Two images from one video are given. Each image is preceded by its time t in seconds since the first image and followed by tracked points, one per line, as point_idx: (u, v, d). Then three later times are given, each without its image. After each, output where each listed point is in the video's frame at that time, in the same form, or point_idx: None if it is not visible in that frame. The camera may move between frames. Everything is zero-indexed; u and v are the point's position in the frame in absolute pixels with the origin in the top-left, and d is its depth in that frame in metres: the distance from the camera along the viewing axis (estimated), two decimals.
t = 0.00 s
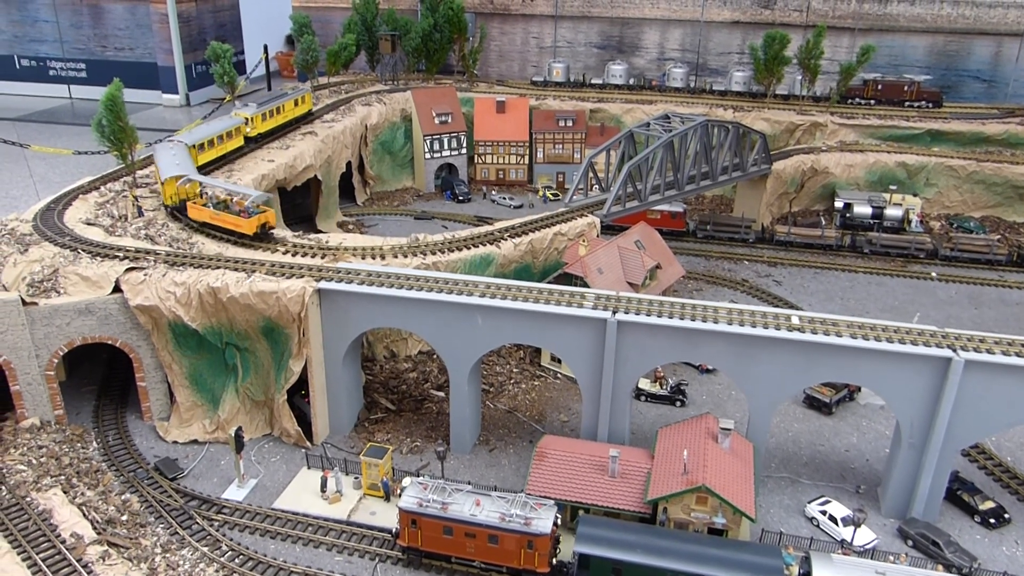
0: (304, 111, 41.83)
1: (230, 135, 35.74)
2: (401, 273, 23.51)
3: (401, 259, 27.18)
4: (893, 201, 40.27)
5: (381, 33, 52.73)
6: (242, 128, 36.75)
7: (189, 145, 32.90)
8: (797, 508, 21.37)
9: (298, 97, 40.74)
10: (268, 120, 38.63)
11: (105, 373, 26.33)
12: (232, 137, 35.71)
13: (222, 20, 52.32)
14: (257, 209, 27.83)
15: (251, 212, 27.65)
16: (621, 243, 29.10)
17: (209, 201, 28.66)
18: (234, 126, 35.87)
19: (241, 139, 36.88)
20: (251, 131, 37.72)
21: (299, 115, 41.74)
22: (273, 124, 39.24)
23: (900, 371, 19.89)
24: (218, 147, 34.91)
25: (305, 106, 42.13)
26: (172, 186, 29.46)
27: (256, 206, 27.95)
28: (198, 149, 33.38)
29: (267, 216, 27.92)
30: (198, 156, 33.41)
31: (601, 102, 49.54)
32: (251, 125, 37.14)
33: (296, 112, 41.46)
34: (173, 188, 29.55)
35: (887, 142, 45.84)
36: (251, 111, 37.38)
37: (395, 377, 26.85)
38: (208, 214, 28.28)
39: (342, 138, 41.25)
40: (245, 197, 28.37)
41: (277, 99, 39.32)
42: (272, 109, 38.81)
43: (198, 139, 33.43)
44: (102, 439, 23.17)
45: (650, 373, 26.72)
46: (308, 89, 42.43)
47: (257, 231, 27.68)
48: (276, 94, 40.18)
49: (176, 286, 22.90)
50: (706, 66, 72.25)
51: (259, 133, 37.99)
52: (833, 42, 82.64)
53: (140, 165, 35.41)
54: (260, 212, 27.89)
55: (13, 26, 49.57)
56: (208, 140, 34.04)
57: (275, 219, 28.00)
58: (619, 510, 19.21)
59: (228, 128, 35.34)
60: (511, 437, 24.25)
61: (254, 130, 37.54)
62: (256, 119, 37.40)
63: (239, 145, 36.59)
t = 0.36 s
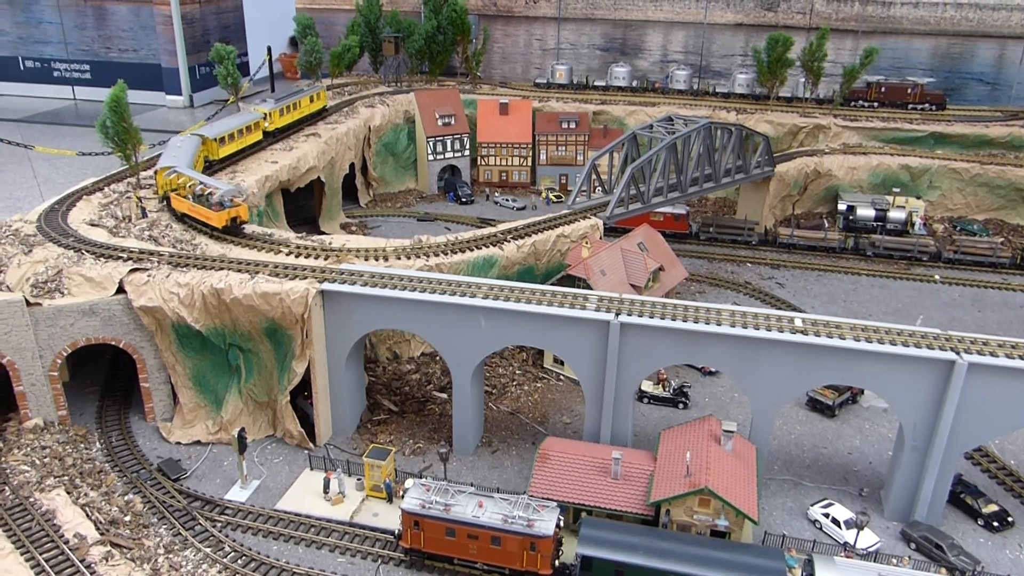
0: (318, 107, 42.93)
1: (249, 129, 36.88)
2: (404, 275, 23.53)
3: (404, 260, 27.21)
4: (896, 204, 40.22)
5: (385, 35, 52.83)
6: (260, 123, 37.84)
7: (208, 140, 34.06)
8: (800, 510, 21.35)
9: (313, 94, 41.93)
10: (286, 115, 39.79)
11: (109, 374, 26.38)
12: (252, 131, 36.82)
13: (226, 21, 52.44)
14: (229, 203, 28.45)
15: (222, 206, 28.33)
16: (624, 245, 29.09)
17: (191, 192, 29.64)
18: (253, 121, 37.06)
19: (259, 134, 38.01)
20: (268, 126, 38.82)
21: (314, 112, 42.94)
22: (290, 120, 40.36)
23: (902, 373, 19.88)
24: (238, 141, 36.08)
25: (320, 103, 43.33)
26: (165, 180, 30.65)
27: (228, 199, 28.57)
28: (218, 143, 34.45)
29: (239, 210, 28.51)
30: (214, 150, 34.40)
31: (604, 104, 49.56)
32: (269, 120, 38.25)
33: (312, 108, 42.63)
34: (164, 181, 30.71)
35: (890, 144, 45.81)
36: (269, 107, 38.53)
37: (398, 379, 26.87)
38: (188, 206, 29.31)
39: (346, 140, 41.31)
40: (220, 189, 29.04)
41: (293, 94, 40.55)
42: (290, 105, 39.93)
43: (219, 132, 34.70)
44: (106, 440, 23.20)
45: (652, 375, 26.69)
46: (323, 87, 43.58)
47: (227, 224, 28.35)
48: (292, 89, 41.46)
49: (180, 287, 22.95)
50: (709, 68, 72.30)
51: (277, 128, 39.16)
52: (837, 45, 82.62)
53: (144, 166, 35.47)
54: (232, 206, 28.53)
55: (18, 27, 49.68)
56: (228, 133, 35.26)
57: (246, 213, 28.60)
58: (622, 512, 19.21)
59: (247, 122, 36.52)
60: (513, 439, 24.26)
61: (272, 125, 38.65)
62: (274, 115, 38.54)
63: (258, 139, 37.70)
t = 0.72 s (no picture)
0: (331, 105, 44.22)
1: (266, 125, 38.36)
2: (406, 276, 23.56)
3: (406, 262, 27.26)
4: (898, 206, 40.18)
5: (387, 37, 52.91)
6: (277, 118, 39.31)
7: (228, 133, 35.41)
8: (802, 512, 21.34)
9: (327, 91, 43.23)
10: (301, 111, 41.19)
11: (111, 375, 26.42)
12: (269, 127, 38.34)
13: (228, 23, 52.53)
14: (206, 196, 29.07)
15: (200, 198, 28.95)
16: (626, 247, 29.15)
17: (178, 183, 30.42)
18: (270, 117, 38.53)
19: (276, 129, 39.46)
20: (285, 121, 40.07)
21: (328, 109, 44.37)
22: (304, 116, 41.73)
23: (904, 375, 19.88)
24: (255, 135, 37.52)
25: (332, 101, 44.67)
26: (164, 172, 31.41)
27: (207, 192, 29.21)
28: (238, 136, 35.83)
29: (215, 203, 29.16)
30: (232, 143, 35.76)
31: (606, 106, 49.61)
32: (286, 116, 39.74)
33: (324, 105, 44.03)
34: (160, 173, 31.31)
35: (892, 146, 45.84)
36: (285, 103, 39.99)
37: (400, 380, 26.89)
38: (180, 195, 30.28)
39: (348, 142, 41.38)
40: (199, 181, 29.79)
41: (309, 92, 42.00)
42: (304, 101, 41.30)
43: (239, 126, 36.21)
44: (108, 441, 23.23)
45: (654, 377, 26.68)
46: (336, 84, 44.86)
47: (203, 216, 29.00)
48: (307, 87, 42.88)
49: (182, 288, 23.01)
50: (710, 70, 72.38)
51: (292, 124, 40.46)
52: (838, 47, 82.68)
53: (146, 168, 35.55)
54: (210, 199, 29.16)
55: (21, 29, 49.80)
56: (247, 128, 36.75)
57: (222, 207, 29.23)
58: (624, 513, 19.21)
59: (264, 118, 38.01)
60: (515, 441, 24.29)
61: (287, 121, 39.92)
62: (289, 111, 39.94)
63: (273, 135, 39.11)
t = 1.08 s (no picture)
0: (344, 103, 45.85)
1: (284, 121, 39.84)
2: (409, 279, 23.61)
3: (409, 265, 27.31)
4: (901, 208, 40.11)
5: (390, 40, 53.07)
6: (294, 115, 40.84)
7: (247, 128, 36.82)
8: (804, 515, 21.34)
9: (339, 89, 44.82)
10: (315, 108, 42.82)
11: (114, 377, 26.47)
12: (286, 122, 39.78)
13: (231, 26, 52.65)
14: (193, 188, 30.08)
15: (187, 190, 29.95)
16: (628, 250, 29.17)
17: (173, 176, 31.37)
18: (287, 113, 39.97)
19: (293, 125, 40.95)
20: (301, 118, 41.80)
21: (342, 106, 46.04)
22: (319, 113, 43.38)
23: (907, 378, 19.88)
24: (274, 131, 38.98)
25: (346, 98, 46.29)
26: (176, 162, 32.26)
27: (194, 185, 30.16)
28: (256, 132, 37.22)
29: (199, 198, 30.15)
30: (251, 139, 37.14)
31: (609, 108, 49.66)
32: (302, 112, 41.34)
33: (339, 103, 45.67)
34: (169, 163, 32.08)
35: (894, 149, 45.83)
36: (301, 100, 41.56)
37: (403, 383, 26.92)
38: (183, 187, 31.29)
39: (351, 144, 41.50)
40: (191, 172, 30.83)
41: (323, 90, 43.57)
42: (319, 99, 42.91)
43: (259, 122, 37.63)
44: (112, 442, 23.28)
45: (656, 379, 26.68)
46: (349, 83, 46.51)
47: (186, 207, 30.19)
48: (321, 84, 44.53)
49: (186, 290, 23.07)
50: (713, 73, 72.46)
51: (308, 120, 42.10)
52: (841, 50, 82.72)
53: (150, 170, 35.65)
54: (197, 191, 30.15)
55: (25, 32, 49.95)
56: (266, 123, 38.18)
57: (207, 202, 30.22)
58: (626, 516, 19.23)
59: (282, 114, 39.48)
60: (518, 443, 24.30)
61: (303, 118, 41.60)
62: (305, 108, 41.53)
63: (290, 131, 40.51)
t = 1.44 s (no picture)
0: (359, 101, 46.64)
1: (299, 118, 40.64)
2: (412, 281, 23.65)
3: (411, 267, 27.32)
4: (903, 211, 40.07)
5: (392, 43, 53.22)
6: (309, 112, 41.73)
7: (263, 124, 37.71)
8: (807, 518, 21.32)
9: (353, 87, 45.64)
10: (329, 106, 43.61)
11: (117, 379, 26.54)
12: (301, 119, 40.61)
13: (234, 29, 52.77)
14: (185, 181, 31.27)
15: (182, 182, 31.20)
16: (630, 252, 29.22)
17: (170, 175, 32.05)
18: (302, 110, 40.83)
19: (308, 123, 41.76)
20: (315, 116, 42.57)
21: (356, 104, 46.86)
22: (333, 110, 44.13)
23: (909, 380, 19.87)
24: (291, 128, 39.79)
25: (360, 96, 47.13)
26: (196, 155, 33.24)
27: (188, 178, 31.40)
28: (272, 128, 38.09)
29: (191, 190, 31.27)
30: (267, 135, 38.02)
31: (611, 111, 49.70)
32: (317, 109, 42.24)
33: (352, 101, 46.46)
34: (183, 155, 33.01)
35: (897, 152, 45.79)
36: (316, 98, 42.31)
37: (405, 385, 26.94)
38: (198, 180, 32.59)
39: (354, 147, 41.61)
40: (184, 166, 32.00)
41: (337, 87, 44.40)
42: (333, 97, 43.69)
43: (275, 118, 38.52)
44: (115, 444, 23.34)
45: (659, 382, 26.68)
46: (362, 81, 47.25)
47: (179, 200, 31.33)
48: (336, 82, 45.31)
49: (188, 293, 23.10)
50: (715, 76, 72.51)
51: (322, 117, 42.87)
52: (843, 52, 82.73)
53: (153, 172, 35.74)
54: (189, 185, 31.34)
55: (28, 35, 50.13)
56: (283, 119, 39.11)
57: (197, 195, 31.35)
58: (628, 518, 19.22)
59: (298, 110, 40.34)
60: (520, 445, 24.31)
61: (317, 115, 42.35)
62: (320, 105, 42.31)
63: (305, 128, 41.33)
